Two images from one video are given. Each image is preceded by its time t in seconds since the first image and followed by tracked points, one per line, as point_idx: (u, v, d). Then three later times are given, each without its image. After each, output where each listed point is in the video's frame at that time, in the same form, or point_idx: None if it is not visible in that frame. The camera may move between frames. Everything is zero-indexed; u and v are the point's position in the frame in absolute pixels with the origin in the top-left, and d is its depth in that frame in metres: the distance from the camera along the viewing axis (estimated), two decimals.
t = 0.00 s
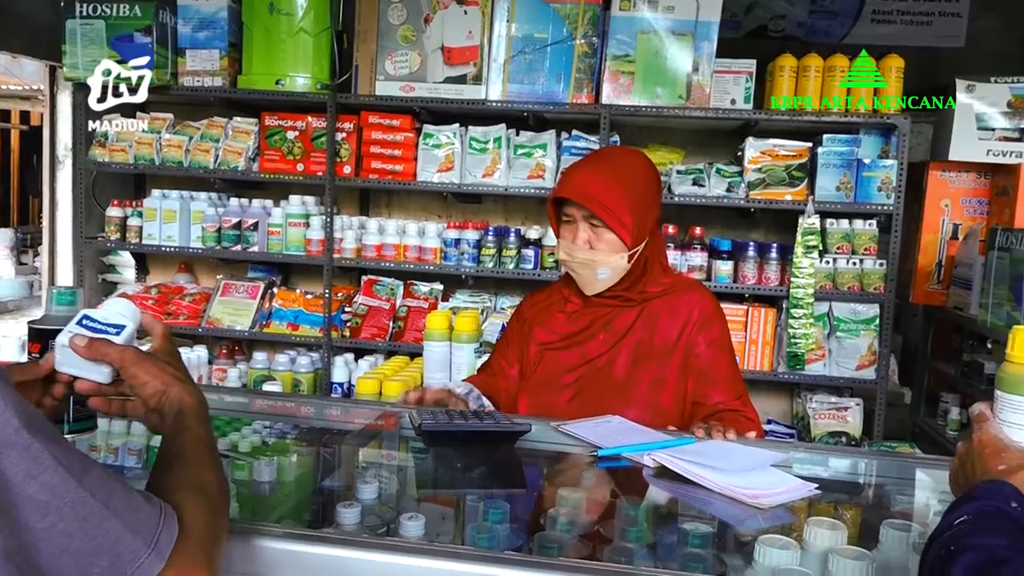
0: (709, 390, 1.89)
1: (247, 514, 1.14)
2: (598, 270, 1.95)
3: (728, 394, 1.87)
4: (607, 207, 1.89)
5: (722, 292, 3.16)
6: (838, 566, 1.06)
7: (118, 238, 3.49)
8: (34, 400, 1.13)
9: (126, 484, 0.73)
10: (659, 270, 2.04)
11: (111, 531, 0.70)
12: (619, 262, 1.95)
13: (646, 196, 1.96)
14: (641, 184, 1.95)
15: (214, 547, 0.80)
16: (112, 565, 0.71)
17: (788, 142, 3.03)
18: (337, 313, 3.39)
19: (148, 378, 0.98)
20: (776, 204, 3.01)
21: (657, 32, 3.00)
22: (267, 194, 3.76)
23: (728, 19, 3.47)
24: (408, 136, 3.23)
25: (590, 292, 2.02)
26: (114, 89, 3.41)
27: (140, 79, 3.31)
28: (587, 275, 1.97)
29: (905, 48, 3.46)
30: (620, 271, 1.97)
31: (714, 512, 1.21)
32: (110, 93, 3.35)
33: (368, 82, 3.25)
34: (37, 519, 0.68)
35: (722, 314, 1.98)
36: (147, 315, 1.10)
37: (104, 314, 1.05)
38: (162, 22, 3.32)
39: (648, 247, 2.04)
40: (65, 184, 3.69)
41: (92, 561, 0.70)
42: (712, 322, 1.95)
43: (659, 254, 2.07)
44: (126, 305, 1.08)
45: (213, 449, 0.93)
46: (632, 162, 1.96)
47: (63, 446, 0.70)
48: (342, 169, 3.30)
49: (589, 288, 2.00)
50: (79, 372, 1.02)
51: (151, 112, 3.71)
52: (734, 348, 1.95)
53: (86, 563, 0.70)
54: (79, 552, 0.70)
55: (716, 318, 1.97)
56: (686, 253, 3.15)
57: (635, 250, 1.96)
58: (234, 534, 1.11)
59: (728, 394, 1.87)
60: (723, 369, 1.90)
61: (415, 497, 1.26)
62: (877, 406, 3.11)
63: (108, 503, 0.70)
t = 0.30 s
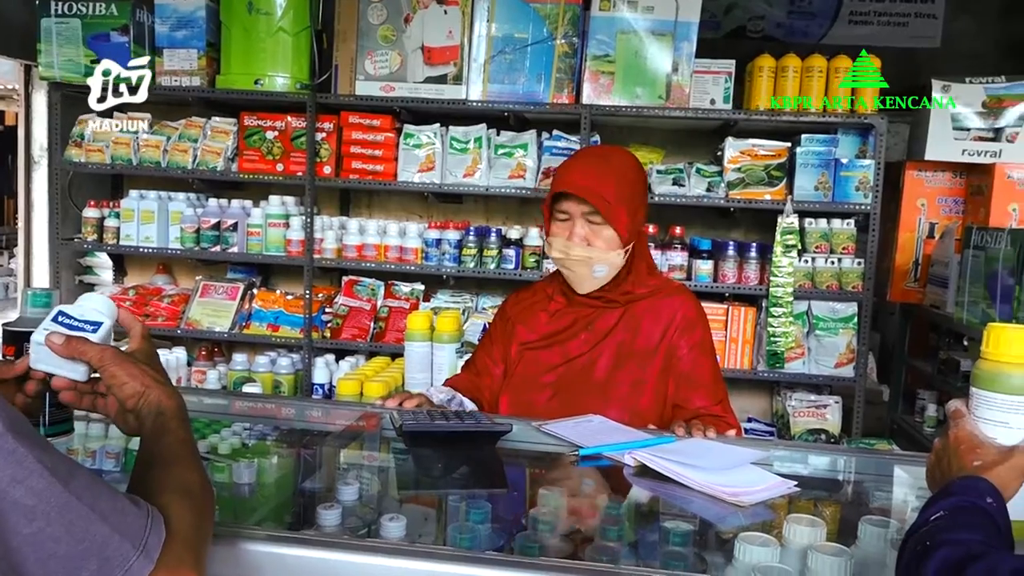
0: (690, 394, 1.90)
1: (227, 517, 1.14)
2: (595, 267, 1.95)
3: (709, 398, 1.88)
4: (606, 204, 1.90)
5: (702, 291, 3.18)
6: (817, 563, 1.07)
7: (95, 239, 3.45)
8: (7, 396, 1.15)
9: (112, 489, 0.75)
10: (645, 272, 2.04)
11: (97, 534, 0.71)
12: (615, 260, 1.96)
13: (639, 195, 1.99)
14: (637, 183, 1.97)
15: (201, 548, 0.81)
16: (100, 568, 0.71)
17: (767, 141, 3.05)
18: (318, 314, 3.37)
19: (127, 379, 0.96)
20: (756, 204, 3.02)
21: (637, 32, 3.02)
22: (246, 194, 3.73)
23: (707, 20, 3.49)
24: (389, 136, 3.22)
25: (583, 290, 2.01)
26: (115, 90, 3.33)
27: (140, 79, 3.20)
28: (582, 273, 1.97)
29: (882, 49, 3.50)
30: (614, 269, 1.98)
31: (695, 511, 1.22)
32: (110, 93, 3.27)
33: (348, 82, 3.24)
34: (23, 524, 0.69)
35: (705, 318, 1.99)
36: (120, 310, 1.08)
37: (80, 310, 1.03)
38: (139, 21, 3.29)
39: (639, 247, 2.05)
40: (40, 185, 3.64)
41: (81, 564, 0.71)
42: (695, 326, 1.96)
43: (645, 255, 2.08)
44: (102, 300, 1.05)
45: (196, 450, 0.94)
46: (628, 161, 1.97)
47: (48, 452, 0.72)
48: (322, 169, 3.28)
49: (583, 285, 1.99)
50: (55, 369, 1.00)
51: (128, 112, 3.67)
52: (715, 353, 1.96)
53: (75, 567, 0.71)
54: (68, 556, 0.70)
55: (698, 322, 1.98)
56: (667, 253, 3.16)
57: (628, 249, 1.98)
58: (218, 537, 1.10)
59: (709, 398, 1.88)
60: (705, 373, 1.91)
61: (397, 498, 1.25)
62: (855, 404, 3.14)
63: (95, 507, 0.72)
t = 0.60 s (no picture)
0: (672, 396, 1.91)
1: (206, 520, 1.13)
2: (624, 268, 1.93)
3: (691, 400, 1.89)
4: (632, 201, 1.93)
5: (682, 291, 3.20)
6: (796, 560, 1.08)
7: (71, 241, 3.42)
8: None
9: (91, 495, 0.75)
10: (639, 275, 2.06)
11: (77, 539, 0.71)
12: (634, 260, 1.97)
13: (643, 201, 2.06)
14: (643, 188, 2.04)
15: (182, 550, 0.82)
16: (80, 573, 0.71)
17: (746, 141, 3.08)
18: (297, 315, 3.35)
19: (100, 383, 0.96)
20: (734, 204, 3.04)
21: (616, 32, 3.03)
22: (225, 194, 3.71)
23: (686, 20, 3.51)
24: (368, 136, 3.21)
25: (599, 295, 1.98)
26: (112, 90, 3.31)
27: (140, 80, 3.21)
28: (609, 275, 1.93)
29: (858, 50, 3.53)
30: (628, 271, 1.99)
31: (675, 509, 1.22)
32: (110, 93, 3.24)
33: (326, 82, 3.22)
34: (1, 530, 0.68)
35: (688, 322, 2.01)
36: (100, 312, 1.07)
37: (57, 313, 1.02)
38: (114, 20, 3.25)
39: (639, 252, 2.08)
40: (14, 186, 3.60)
41: (60, 568, 0.70)
42: (680, 330, 1.97)
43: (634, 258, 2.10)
44: (81, 301, 1.04)
45: (174, 453, 0.93)
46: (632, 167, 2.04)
47: (25, 457, 0.71)
48: (301, 169, 3.26)
49: (598, 290, 1.96)
50: (32, 375, 1.00)
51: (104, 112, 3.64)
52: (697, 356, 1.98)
53: (54, 572, 0.70)
54: (47, 561, 0.70)
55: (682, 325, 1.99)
56: (647, 252, 3.17)
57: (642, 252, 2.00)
58: (198, 540, 1.10)
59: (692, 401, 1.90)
60: (688, 376, 1.93)
61: (378, 499, 1.25)
62: (833, 401, 3.16)
63: (74, 511, 0.71)
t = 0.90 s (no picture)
0: (656, 398, 1.93)
1: (183, 523, 1.12)
2: (552, 260, 1.88)
3: (675, 404, 1.91)
4: (558, 188, 1.84)
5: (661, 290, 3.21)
6: (774, 557, 1.08)
7: (45, 242, 3.38)
8: None
9: (66, 499, 0.74)
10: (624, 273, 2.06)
11: (51, 542, 0.70)
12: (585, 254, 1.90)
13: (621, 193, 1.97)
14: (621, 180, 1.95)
15: (159, 553, 0.81)
16: None
17: (724, 141, 3.09)
18: (276, 316, 3.33)
19: (75, 386, 0.95)
20: (713, 203, 3.05)
21: (595, 33, 3.03)
22: (202, 195, 3.68)
23: (665, 21, 3.53)
24: (347, 136, 3.20)
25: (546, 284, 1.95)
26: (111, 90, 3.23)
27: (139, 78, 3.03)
28: (542, 266, 1.91)
29: (835, 50, 3.57)
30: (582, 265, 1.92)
31: (655, 508, 1.23)
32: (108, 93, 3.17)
33: (305, 81, 3.21)
34: None
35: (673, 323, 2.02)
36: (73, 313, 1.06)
37: (30, 315, 1.01)
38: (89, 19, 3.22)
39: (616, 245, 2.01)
40: None
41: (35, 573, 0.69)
42: (665, 332, 1.98)
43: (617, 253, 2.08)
44: (54, 303, 1.03)
45: (150, 456, 0.92)
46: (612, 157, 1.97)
47: None
48: (280, 169, 3.25)
49: (542, 279, 1.94)
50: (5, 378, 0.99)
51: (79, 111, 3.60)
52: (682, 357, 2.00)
53: None
54: (21, 566, 0.69)
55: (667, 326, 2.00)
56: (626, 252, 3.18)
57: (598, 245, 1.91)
58: (175, 543, 1.08)
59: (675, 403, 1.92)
60: (672, 378, 1.94)
61: (358, 500, 1.24)
62: (812, 399, 3.19)
63: (48, 515, 0.71)
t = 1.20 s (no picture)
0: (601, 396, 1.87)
1: (161, 527, 1.11)
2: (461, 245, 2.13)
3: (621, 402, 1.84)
4: (462, 180, 2.09)
5: (641, 289, 3.23)
6: (754, 553, 1.09)
7: (19, 244, 3.34)
8: None
9: (41, 504, 0.73)
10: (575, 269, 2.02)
11: (29, 547, 0.69)
12: (483, 239, 2.06)
13: (536, 186, 2.00)
14: (532, 174, 2.00)
15: (137, 559, 0.81)
16: None
17: (703, 141, 3.10)
18: (255, 317, 3.32)
19: (48, 389, 0.94)
20: (692, 203, 3.07)
21: (574, 33, 3.04)
22: (180, 196, 3.65)
23: (644, 21, 3.55)
24: (327, 136, 3.18)
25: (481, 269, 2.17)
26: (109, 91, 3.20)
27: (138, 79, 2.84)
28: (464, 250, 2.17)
29: (812, 51, 3.60)
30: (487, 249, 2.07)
31: (636, 506, 1.23)
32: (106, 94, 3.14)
33: (284, 81, 3.19)
34: None
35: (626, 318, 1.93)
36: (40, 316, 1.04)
37: None
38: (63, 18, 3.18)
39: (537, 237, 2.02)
40: None
41: None
42: (606, 328, 1.90)
43: (568, 248, 2.06)
44: (17, 305, 1.00)
45: (126, 460, 0.91)
46: (536, 153, 2.02)
47: None
48: (258, 169, 3.23)
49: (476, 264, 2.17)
50: None
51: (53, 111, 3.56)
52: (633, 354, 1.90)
53: None
54: None
55: (617, 322, 1.93)
56: (607, 251, 3.19)
57: (496, 232, 2.04)
58: (154, 547, 1.07)
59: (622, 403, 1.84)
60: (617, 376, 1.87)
61: (339, 502, 1.24)
62: (791, 397, 3.21)
63: (24, 521, 0.70)
